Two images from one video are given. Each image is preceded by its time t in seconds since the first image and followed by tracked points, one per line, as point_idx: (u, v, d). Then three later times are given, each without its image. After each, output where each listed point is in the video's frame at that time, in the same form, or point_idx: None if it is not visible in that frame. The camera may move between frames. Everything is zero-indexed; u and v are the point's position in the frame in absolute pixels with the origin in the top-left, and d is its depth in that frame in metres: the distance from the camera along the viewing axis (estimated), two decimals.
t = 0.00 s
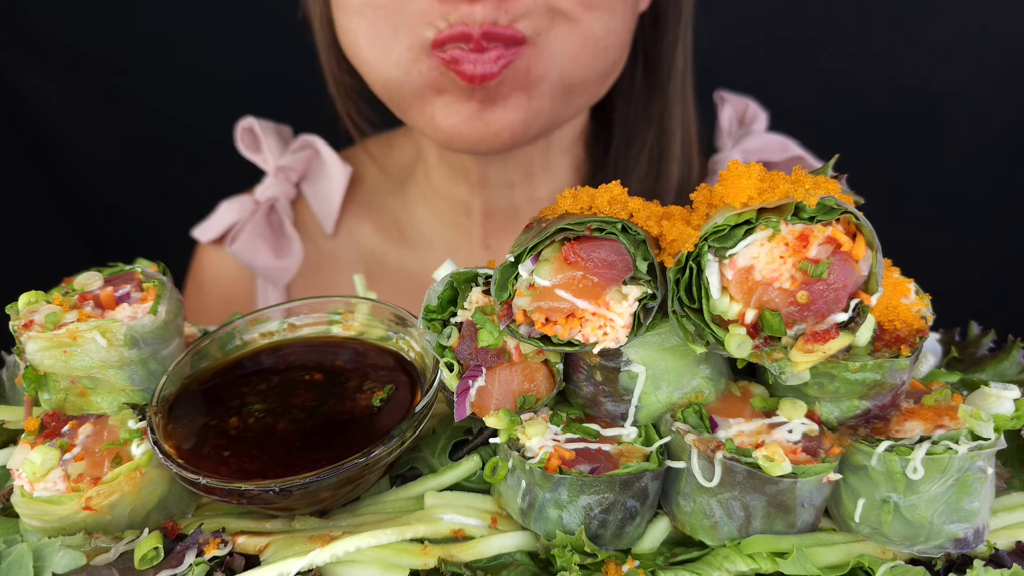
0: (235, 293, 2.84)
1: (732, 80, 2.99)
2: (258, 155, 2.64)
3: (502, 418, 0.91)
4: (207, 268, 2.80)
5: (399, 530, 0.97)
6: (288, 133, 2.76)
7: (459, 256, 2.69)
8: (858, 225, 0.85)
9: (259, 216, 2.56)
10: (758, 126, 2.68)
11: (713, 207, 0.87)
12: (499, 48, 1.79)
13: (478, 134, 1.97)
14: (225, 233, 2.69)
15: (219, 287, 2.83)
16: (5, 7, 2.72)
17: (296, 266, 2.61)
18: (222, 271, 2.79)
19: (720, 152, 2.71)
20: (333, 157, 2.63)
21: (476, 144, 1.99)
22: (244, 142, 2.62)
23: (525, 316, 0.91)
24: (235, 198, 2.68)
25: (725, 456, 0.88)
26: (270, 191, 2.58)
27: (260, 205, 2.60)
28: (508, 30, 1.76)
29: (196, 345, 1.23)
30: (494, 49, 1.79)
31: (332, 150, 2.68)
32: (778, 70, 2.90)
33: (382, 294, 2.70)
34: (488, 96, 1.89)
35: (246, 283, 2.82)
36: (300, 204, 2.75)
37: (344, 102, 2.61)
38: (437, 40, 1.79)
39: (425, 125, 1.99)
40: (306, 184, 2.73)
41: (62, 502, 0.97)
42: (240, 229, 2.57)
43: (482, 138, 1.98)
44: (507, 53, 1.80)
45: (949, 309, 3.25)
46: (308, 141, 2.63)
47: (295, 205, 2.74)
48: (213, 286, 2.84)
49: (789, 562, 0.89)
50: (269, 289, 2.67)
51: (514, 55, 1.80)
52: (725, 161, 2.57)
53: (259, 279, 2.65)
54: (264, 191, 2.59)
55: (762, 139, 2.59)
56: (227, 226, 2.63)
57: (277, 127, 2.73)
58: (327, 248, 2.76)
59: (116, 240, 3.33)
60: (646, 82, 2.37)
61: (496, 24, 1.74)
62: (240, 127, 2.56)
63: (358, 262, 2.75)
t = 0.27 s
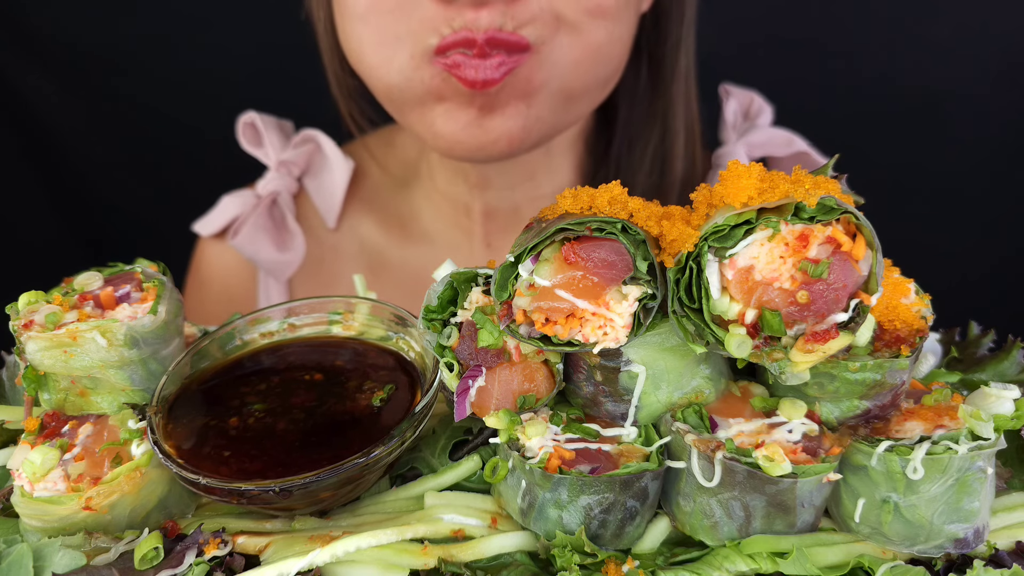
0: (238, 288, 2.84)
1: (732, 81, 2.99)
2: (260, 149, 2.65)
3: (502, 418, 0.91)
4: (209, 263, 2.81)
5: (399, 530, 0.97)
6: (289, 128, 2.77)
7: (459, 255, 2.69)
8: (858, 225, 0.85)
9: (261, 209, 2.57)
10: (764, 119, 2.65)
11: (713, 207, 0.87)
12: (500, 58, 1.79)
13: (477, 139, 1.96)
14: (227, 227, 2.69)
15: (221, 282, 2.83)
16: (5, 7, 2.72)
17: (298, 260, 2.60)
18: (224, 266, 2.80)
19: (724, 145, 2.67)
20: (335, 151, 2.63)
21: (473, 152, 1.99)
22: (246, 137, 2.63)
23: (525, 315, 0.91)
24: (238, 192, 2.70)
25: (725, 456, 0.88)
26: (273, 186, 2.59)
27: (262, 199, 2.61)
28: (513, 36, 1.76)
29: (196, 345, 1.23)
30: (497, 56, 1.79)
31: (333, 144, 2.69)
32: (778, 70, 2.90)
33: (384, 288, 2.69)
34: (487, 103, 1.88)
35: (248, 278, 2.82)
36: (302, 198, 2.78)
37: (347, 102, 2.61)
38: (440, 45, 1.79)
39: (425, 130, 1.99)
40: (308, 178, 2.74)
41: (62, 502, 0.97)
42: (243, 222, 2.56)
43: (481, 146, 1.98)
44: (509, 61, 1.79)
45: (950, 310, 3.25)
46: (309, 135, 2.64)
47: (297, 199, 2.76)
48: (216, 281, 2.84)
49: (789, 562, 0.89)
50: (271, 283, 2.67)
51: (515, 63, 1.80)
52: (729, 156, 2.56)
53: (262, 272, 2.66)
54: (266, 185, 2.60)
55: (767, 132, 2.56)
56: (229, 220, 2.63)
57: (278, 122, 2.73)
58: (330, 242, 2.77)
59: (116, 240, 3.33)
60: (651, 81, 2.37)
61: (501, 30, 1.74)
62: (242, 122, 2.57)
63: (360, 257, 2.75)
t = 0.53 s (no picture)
0: (239, 286, 2.84)
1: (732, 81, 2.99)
2: (263, 148, 2.66)
3: (502, 418, 0.91)
4: (211, 261, 2.81)
5: (399, 530, 0.97)
6: (292, 127, 2.76)
7: (459, 255, 2.69)
8: (858, 225, 0.85)
9: (264, 208, 2.56)
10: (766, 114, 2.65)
11: (713, 207, 0.87)
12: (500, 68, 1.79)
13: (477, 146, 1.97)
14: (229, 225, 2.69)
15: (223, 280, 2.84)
16: (5, 6, 2.72)
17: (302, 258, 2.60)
18: (226, 264, 2.80)
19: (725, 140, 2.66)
20: (336, 149, 2.61)
21: (472, 167, 2.03)
22: (249, 135, 2.63)
23: (525, 316, 0.91)
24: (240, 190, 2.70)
25: (725, 456, 0.88)
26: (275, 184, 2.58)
27: (264, 198, 2.60)
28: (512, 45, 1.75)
29: (196, 345, 1.23)
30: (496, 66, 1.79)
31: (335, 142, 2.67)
32: (778, 70, 2.90)
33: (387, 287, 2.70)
34: (486, 116, 1.90)
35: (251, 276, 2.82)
36: (304, 197, 2.78)
37: (347, 102, 2.61)
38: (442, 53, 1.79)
39: (429, 141, 2.01)
40: (310, 177, 2.74)
41: (62, 502, 0.97)
42: (247, 220, 2.55)
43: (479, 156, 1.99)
44: (510, 70, 1.80)
45: (950, 310, 3.24)
46: (311, 133, 2.65)
47: (299, 198, 2.76)
48: (218, 280, 2.84)
49: (789, 562, 0.89)
50: (274, 280, 2.67)
51: (515, 71, 1.80)
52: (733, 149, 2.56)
53: (265, 270, 2.65)
54: (268, 184, 2.60)
55: (769, 127, 2.57)
56: (231, 219, 2.63)
57: (280, 120, 2.72)
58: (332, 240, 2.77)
59: (116, 240, 3.33)
60: (651, 81, 2.34)
61: (501, 37, 1.73)
62: (244, 121, 2.56)
63: (363, 254, 2.75)
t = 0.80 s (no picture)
0: (239, 287, 2.84)
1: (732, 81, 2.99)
2: (261, 149, 2.65)
3: (502, 418, 0.91)
4: (211, 262, 2.80)
5: (399, 530, 0.97)
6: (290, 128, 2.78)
7: (458, 254, 2.69)
8: (858, 225, 0.85)
9: (263, 209, 2.57)
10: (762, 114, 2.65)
11: (713, 207, 0.87)
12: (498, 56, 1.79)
13: (476, 136, 1.97)
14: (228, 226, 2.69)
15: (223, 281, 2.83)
16: (5, 6, 2.71)
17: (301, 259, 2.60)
18: (226, 265, 2.80)
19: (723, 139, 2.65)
20: (335, 150, 2.65)
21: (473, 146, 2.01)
22: (247, 137, 2.63)
23: (525, 316, 0.91)
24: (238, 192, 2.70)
25: (725, 456, 0.88)
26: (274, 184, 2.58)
27: (263, 199, 2.61)
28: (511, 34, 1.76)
29: (196, 345, 1.23)
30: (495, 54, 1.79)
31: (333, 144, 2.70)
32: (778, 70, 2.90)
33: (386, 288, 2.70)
34: (483, 98, 1.88)
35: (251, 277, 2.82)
36: (302, 198, 2.77)
37: (344, 99, 2.58)
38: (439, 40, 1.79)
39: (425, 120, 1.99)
40: (309, 178, 2.75)
41: (62, 502, 0.97)
42: (246, 221, 2.56)
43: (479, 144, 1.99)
44: (509, 59, 1.80)
45: (950, 310, 3.24)
46: (309, 134, 2.67)
47: (298, 199, 2.76)
48: (218, 280, 2.84)
49: (789, 562, 0.89)
50: (273, 281, 2.67)
51: (514, 61, 1.81)
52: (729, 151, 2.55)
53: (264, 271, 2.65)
54: (267, 184, 2.60)
55: (765, 127, 2.56)
56: (230, 220, 2.62)
57: (278, 121, 2.73)
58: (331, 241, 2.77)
59: (116, 240, 3.33)
60: (645, 80, 2.36)
61: (500, 27, 1.74)
62: (242, 121, 2.58)
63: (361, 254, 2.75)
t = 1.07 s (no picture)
0: (240, 286, 2.84)
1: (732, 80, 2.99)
2: (260, 148, 2.65)
3: (502, 418, 0.91)
4: (212, 260, 2.80)
5: (399, 530, 0.97)
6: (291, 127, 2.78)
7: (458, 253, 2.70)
8: (858, 225, 0.85)
9: (263, 208, 2.56)
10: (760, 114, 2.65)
11: (713, 207, 0.87)
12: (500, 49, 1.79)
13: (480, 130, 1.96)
14: (228, 225, 2.69)
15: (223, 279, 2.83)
16: (5, 7, 2.72)
17: (301, 257, 2.60)
18: (226, 262, 2.80)
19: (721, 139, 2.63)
20: (335, 149, 2.66)
21: (476, 140, 2.00)
22: (247, 135, 2.63)
23: (525, 315, 0.91)
24: (238, 190, 2.69)
25: (725, 456, 0.88)
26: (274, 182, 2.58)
27: (263, 197, 2.60)
28: (512, 27, 1.76)
29: (196, 345, 1.23)
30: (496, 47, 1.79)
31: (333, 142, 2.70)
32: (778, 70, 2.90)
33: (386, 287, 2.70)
34: (487, 93, 1.88)
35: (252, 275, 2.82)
36: (302, 196, 2.77)
37: (345, 97, 2.58)
38: (440, 37, 1.79)
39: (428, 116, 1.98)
40: (308, 176, 2.75)
41: (62, 502, 0.97)
42: (246, 220, 2.55)
43: (479, 137, 1.99)
44: (510, 51, 1.80)
45: (950, 310, 3.24)
46: (309, 133, 2.67)
47: (298, 197, 2.76)
48: (218, 278, 2.84)
49: (789, 562, 0.89)
50: (273, 280, 2.67)
51: (515, 54, 1.81)
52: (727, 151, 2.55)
53: (264, 269, 2.65)
54: (267, 183, 2.60)
55: (764, 127, 2.56)
56: (230, 218, 2.62)
57: (279, 121, 2.73)
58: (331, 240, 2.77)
59: (116, 240, 3.33)
60: (643, 78, 2.37)
61: (500, 21, 1.74)
62: (241, 121, 2.55)
63: (361, 253, 2.75)
